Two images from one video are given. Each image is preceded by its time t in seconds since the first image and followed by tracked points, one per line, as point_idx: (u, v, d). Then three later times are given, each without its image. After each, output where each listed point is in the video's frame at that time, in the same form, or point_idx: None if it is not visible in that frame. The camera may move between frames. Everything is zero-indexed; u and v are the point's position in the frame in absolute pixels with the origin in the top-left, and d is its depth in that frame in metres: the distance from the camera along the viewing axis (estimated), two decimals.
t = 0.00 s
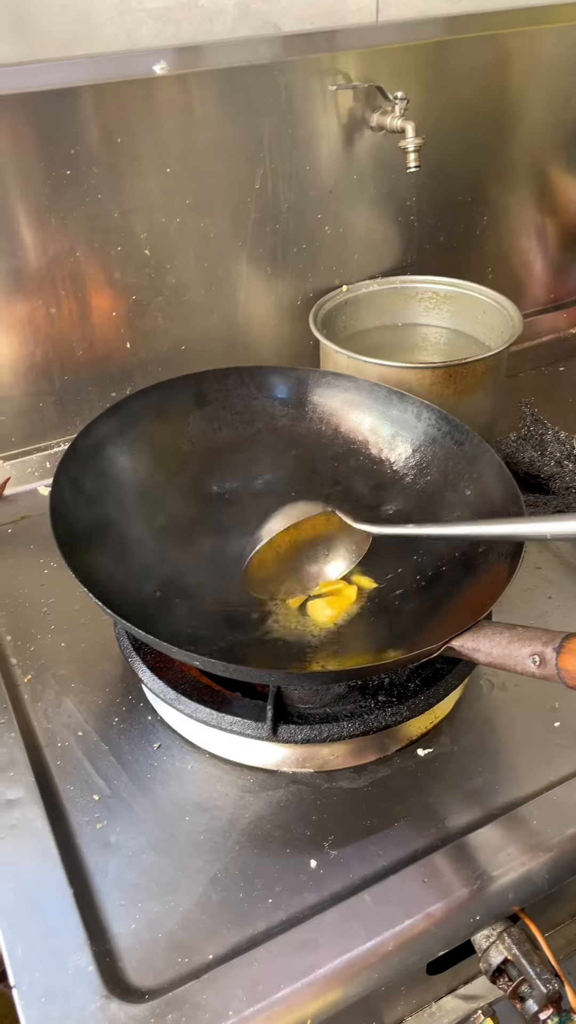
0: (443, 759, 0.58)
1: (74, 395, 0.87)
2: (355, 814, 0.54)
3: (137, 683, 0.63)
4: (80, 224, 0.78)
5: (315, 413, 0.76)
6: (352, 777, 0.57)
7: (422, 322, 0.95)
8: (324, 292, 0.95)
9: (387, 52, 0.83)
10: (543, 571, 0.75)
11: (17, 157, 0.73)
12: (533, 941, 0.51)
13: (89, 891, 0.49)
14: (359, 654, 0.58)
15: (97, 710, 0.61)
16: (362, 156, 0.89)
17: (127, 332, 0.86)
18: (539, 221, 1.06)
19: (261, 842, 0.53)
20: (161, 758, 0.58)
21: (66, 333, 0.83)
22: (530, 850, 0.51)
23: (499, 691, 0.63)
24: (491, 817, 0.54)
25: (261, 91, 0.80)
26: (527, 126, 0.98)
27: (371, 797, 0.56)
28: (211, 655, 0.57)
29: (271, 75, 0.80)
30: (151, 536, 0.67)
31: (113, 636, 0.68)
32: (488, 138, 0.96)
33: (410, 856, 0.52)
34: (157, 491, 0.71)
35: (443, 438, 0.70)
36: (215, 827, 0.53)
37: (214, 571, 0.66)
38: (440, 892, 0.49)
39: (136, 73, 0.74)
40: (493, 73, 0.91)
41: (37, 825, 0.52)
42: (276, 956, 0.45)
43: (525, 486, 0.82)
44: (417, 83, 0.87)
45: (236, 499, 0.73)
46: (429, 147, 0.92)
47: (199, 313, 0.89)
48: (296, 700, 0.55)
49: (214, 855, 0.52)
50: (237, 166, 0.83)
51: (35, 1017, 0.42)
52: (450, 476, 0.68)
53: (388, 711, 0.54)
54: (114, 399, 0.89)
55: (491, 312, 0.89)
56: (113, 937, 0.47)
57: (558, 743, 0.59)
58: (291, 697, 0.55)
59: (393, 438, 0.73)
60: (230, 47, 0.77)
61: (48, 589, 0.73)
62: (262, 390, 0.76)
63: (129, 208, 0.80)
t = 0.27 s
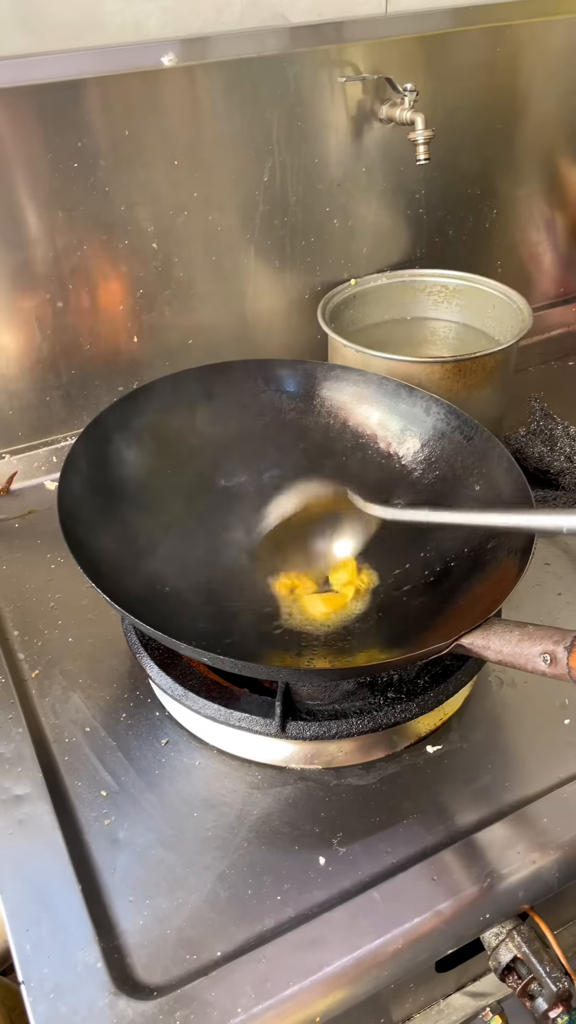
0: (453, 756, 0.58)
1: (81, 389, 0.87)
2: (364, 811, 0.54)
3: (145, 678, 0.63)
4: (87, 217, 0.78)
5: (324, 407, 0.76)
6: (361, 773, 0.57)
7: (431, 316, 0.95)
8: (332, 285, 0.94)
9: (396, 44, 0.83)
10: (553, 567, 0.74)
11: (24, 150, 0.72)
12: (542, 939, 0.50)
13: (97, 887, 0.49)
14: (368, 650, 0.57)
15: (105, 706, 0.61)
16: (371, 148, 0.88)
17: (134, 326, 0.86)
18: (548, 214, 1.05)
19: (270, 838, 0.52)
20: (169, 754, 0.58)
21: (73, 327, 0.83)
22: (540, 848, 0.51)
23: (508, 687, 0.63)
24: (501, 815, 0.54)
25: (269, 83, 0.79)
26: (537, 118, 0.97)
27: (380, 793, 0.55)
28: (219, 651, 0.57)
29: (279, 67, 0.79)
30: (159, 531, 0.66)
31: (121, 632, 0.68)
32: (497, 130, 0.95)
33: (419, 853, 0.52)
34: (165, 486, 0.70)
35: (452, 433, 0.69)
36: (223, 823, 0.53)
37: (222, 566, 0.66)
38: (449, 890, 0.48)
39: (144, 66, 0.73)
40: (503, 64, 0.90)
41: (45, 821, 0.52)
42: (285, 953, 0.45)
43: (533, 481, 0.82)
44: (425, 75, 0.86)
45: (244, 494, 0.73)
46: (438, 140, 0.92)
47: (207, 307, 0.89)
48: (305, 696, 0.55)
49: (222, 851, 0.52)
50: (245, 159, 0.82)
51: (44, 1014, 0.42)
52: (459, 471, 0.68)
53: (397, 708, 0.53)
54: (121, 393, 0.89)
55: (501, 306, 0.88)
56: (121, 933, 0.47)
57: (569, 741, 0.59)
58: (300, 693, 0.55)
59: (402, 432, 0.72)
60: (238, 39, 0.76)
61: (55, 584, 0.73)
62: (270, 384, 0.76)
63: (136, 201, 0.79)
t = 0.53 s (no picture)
0: (459, 753, 0.58)
1: (87, 384, 0.87)
2: (370, 808, 0.54)
3: (151, 674, 0.63)
4: (93, 211, 0.78)
5: (331, 401, 0.75)
6: (367, 770, 0.56)
7: (438, 311, 0.94)
8: (339, 280, 0.94)
9: (404, 36, 0.82)
10: (560, 563, 0.74)
11: (29, 144, 0.72)
12: (549, 936, 0.50)
13: (103, 883, 0.49)
14: (375, 646, 0.57)
15: (111, 702, 0.61)
16: (378, 142, 0.87)
17: (140, 321, 0.85)
18: (556, 208, 1.04)
19: (276, 835, 0.52)
20: (175, 750, 0.57)
21: (79, 322, 0.83)
22: (547, 846, 0.51)
23: (515, 684, 0.63)
24: (507, 812, 0.54)
25: (275, 76, 0.79)
26: (545, 111, 0.96)
27: (386, 790, 0.55)
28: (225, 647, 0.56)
29: (286, 59, 0.78)
30: (164, 526, 0.66)
31: (126, 627, 0.67)
32: (505, 123, 0.94)
33: (426, 850, 0.51)
34: (171, 481, 0.70)
35: (459, 427, 0.69)
36: (229, 820, 0.53)
37: (227, 561, 0.66)
38: (456, 887, 0.48)
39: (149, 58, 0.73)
40: (511, 57, 0.89)
41: (51, 816, 0.52)
42: (290, 950, 0.45)
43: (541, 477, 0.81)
44: (433, 67, 0.86)
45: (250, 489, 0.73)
46: (446, 133, 0.91)
47: (213, 302, 0.88)
48: (311, 693, 0.55)
49: (229, 848, 0.51)
50: (251, 153, 0.82)
51: (50, 1010, 0.42)
52: (466, 466, 0.67)
53: (403, 704, 0.53)
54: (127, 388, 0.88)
55: (509, 301, 0.88)
56: (127, 929, 0.47)
57: None
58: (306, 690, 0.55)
59: (409, 426, 0.72)
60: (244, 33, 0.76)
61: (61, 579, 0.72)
62: (276, 379, 0.76)
63: (142, 195, 0.79)
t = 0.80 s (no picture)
0: (464, 750, 0.57)
1: (88, 378, 0.86)
2: (374, 806, 0.53)
3: (152, 670, 0.62)
4: (94, 203, 0.77)
5: (335, 393, 0.75)
6: (371, 767, 0.56)
7: (443, 303, 0.93)
8: (342, 273, 0.93)
9: (408, 25, 0.81)
10: (565, 558, 0.73)
11: (30, 135, 0.71)
12: (555, 936, 0.49)
13: (104, 880, 0.49)
14: (378, 642, 0.57)
15: (112, 698, 0.60)
16: (382, 133, 0.86)
17: (142, 314, 0.85)
18: (563, 200, 1.03)
19: (279, 833, 0.52)
20: (176, 747, 0.57)
21: (80, 315, 0.82)
22: (553, 845, 0.50)
23: (521, 679, 0.62)
24: (513, 810, 0.53)
25: (279, 65, 0.78)
26: (552, 102, 0.95)
27: (390, 788, 0.54)
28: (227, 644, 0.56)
29: (289, 49, 0.77)
30: (166, 521, 0.66)
31: (128, 623, 0.67)
32: (511, 114, 0.93)
33: (430, 849, 0.51)
34: (172, 476, 0.69)
35: (464, 420, 0.68)
36: (231, 818, 0.53)
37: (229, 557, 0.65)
38: (461, 887, 0.48)
39: (150, 47, 0.72)
40: (517, 46, 0.88)
41: (51, 814, 0.51)
42: (292, 949, 0.45)
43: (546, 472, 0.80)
44: (438, 57, 0.85)
45: (253, 484, 0.72)
46: (451, 124, 0.90)
47: (215, 295, 0.88)
48: (314, 689, 0.54)
49: (230, 846, 0.51)
50: (254, 144, 0.81)
51: (50, 1009, 0.42)
52: (471, 460, 0.66)
53: (407, 701, 0.52)
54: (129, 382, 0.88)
55: (514, 293, 0.87)
56: (128, 928, 0.47)
57: None
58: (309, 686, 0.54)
59: (413, 420, 0.71)
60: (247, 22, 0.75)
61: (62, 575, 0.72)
62: (279, 373, 0.75)
63: (144, 187, 0.78)
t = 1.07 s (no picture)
0: (464, 751, 0.57)
1: (89, 377, 0.86)
2: (374, 806, 0.53)
3: (153, 670, 0.62)
4: (94, 203, 0.77)
5: (335, 393, 0.75)
6: (371, 768, 0.56)
7: (445, 302, 0.93)
8: (344, 271, 0.93)
9: (409, 23, 0.81)
10: (566, 558, 0.73)
11: (31, 134, 0.71)
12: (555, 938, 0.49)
13: (104, 881, 0.49)
14: (378, 642, 0.56)
15: (113, 698, 0.60)
16: (384, 131, 0.86)
17: (143, 313, 0.85)
18: (565, 198, 1.03)
19: (278, 833, 0.52)
20: (177, 747, 0.57)
21: (81, 315, 0.82)
22: (552, 845, 0.50)
23: (521, 680, 0.62)
24: (513, 811, 0.53)
25: (280, 64, 0.78)
26: (554, 99, 0.94)
27: (390, 788, 0.54)
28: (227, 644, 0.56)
29: (289, 47, 0.77)
30: (166, 521, 0.66)
31: (129, 623, 0.67)
32: (513, 112, 0.92)
33: (430, 850, 0.51)
34: (173, 476, 0.69)
35: (464, 420, 0.67)
36: (231, 818, 0.53)
37: (229, 556, 0.65)
38: (460, 887, 0.48)
39: (149, 46, 0.72)
40: (520, 44, 0.88)
41: (52, 814, 0.51)
42: (291, 950, 0.45)
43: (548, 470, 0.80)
44: (440, 55, 0.84)
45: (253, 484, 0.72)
46: (453, 122, 0.90)
47: (216, 294, 0.87)
48: (314, 690, 0.54)
49: (230, 846, 0.51)
50: (255, 142, 0.81)
51: (49, 1009, 0.42)
52: (471, 460, 0.66)
53: (407, 702, 0.52)
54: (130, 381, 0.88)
55: (516, 292, 0.87)
56: (128, 928, 0.47)
57: None
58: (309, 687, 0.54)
59: (414, 420, 0.71)
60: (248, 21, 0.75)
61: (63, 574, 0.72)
62: (279, 372, 0.75)
63: (144, 186, 0.78)
